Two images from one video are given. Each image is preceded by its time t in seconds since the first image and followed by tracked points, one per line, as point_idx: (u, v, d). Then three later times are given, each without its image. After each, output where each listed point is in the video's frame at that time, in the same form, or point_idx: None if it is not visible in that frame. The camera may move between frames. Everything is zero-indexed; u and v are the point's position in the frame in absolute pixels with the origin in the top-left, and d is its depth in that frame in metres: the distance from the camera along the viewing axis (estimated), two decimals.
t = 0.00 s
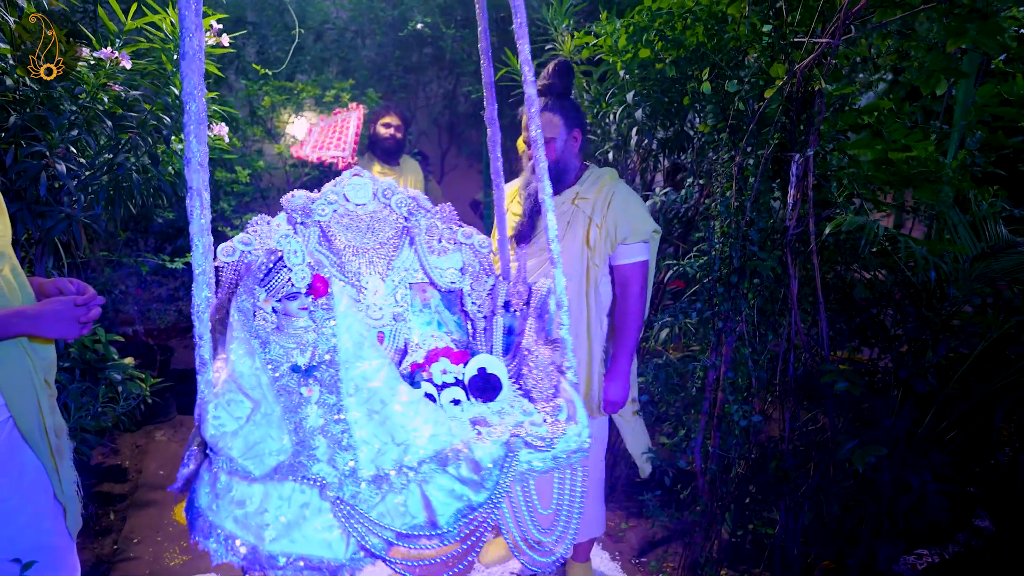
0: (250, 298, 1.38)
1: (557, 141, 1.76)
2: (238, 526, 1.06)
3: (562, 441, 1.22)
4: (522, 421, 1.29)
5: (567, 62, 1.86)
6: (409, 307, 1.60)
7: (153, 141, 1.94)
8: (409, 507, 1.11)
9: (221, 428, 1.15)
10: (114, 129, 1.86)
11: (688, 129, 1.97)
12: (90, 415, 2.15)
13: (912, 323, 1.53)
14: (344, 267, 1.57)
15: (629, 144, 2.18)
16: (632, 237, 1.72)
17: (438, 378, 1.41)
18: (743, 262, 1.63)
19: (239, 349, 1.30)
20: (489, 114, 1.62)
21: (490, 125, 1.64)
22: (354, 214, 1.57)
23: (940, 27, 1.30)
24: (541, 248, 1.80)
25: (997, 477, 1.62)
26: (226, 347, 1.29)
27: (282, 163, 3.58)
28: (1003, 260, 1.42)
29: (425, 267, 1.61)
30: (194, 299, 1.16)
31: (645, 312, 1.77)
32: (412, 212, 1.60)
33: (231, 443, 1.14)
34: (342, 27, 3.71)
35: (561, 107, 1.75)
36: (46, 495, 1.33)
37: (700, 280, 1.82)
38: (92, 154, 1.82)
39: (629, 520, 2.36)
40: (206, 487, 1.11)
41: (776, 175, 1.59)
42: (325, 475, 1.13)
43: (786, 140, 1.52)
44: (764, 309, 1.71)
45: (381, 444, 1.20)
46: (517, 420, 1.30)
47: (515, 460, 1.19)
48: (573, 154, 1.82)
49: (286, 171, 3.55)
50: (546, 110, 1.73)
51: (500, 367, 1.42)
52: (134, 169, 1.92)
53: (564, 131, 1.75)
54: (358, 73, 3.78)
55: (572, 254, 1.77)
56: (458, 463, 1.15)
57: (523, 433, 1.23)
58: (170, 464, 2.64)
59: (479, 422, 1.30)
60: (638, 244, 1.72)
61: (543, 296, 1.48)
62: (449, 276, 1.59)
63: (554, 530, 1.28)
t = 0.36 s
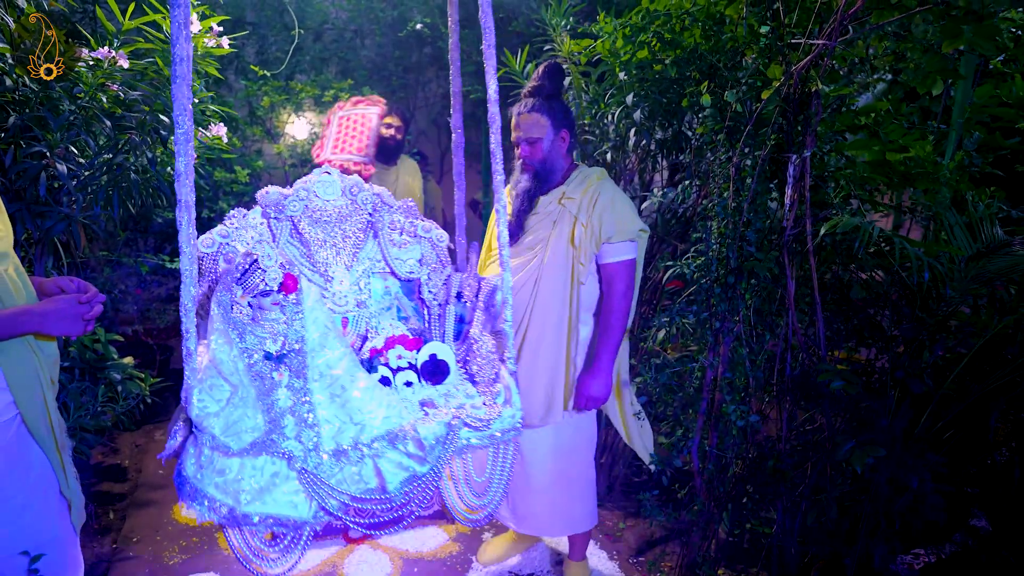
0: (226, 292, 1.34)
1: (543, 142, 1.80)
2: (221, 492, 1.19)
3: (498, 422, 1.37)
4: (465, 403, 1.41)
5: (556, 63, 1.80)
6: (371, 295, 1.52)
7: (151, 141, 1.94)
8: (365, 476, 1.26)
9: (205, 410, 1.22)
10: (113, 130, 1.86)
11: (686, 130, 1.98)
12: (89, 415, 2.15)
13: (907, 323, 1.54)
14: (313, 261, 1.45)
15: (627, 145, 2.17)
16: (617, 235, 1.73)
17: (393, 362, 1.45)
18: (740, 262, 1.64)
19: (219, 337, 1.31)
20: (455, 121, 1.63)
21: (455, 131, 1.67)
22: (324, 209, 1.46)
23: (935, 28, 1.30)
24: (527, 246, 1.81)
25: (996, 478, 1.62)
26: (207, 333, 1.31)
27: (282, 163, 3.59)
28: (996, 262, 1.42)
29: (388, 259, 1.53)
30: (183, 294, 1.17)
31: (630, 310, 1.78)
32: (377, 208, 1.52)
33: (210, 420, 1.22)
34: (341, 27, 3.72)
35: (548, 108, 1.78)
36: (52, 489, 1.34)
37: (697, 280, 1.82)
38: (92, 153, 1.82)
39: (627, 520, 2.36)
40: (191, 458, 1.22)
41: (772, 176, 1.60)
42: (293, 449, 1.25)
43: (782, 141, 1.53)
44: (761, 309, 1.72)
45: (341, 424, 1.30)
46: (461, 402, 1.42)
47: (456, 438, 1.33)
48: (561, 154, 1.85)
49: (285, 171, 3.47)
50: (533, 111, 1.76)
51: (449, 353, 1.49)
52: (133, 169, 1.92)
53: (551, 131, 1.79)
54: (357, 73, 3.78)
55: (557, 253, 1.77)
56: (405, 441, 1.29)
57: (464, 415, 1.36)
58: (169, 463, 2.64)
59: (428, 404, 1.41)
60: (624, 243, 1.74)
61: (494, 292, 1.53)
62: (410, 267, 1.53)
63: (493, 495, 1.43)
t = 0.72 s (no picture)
0: (203, 272, 1.51)
1: (527, 138, 1.80)
2: (202, 449, 1.42)
3: (446, 392, 1.64)
4: (417, 373, 1.67)
5: (543, 60, 1.79)
6: (336, 271, 1.76)
7: (145, 137, 1.93)
8: (328, 437, 1.51)
9: (188, 382, 1.40)
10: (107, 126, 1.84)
11: (683, 126, 1.97)
12: (83, 412, 2.15)
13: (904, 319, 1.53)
14: (284, 238, 1.68)
15: (624, 141, 2.15)
16: (602, 230, 1.73)
17: (354, 335, 1.70)
18: (736, 258, 1.63)
19: (197, 315, 1.47)
20: (423, 113, 1.75)
21: (424, 122, 1.78)
22: (293, 191, 1.70)
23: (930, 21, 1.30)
24: (513, 240, 1.81)
25: (992, 473, 1.62)
26: (186, 310, 1.47)
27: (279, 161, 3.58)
28: (989, 261, 1.41)
29: (353, 238, 1.77)
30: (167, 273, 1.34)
31: (616, 304, 1.78)
32: (343, 190, 1.77)
33: (190, 391, 1.40)
34: (339, 25, 3.71)
35: (533, 105, 1.78)
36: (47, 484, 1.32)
37: (692, 277, 1.79)
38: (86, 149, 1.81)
39: (623, 518, 2.35)
40: (174, 422, 1.41)
41: (769, 170, 1.60)
42: (265, 414, 1.47)
43: (778, 136, 1.53)
44: (757, 304, 1.71)
45: (307, 392, 1.52)
46: (414, 372, 1.68)
47: (407, 405, 1.61)
48: (545, 150, 1.84)
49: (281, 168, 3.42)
50: (517, 107, 1.78)
51: (407, 328, 1.74)
52: (127, 165, 1.91)
53: (535, 127, 1.79)
54: (355, 71, 3.77)
55: (542, 248, 1.76)
56: (364, 409, 1.54)
57: (416, 385, 1.63)
58: (165, 462, 2.64)
59: (384, 374, 1.66)
60: (610, 237, 1.74)
61: (447, 272, 1.74)
62: (373, 245, 1.77)
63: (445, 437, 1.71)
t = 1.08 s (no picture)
0: (183, 252, 1.48)
1: (509, 133, 1.80)
2: (184, 412, 1.51)
3: (407, 362, 1.70)
4: (383, 343, 1.70)
5: (530, 56, 1.78)
6: (307, 245, 1.62)
7: (137, 132, 1.91)
8: (298, 402, 1.60)
9: (171, 354, 1.47)
10: (97, 121, 1.84)
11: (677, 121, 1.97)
12: (74, 409, 2.13)
13: (899, 314, 1.51)
14: (257, 215, 1.56)
15: (619, 137, 2.14)
16: (586, 225, 1.73)
17: (325, 308, 1.64)
18: (731, 253, 1.62)
19: (177, 289, 1.48)
20: (396, 100, 1.72)
21: (396, 111, 1.74)
22: (265, 168, 1.56)
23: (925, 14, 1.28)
24: (498, 236, 1.80)
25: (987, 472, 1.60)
26: (168, 285, 1.47)
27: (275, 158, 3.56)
28: (985, 255, 1.40)
29: (324, 213, 1.62)
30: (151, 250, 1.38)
31: (602, 299, 1.78)
32: (317, 170, 1.62)
33: (172, 356, 1.47)
34: (335, 22, 3.70)
35: (517, 100, 1.77)
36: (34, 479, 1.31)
37: (687, 272, 1.78)
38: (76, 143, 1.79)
39: (618, 515, 2.34)
40: (161, 385, 1.49)
41: (764, 165, 1.59)
42: (241, 380, 1.56)
43: (773, 130, 1.52)
44: (751, 301, 1.70)
45: (279, 361, 1.57)
46: (380, 342, 1.70)
47: (373, 372, 1.67)
48: (528, 146, 1.83)
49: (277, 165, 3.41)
50: (500, 103, 1.77)
51: (374, 301, 1.69)
52: (119, 161, 1.90)
53: (518, 123, 1.78)
54: (351, 68, 3.75)
55: (527, 243, 1.75)
56: (331, 378, 1.61)
57: (381, 355, 1.67)
58: (159, 460, 2.62)
59: (351, 344, 1.67)
60: (594, 232, 1.73)
61: (415, 249, 1.72)
62: (337, 216, 1.63)
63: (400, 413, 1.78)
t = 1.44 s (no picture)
0: (168, 237, 1.62)
1: (496, 134, 1.79)
2: (171, 390, 1.64)
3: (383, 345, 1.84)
4: (360, 326, 1.85)
5: (520, 56, 1.77)
6: (290, 229, 1.79)
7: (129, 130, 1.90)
8: (279, 380, 1.74)
9: (159, 335, 1.61)
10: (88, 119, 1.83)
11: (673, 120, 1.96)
12: (66, 410, 2.12)
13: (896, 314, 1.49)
14: (241, 199, 1.72)
15: (614, 135, 2.12)
16: (574, 226, 1.72)
17: (306, 291, 1.81)
18: (726, 252, 1.61)
19: (163, 273, 1.61)
20: (379, 92, 1.84)
21: (379, 102, 1.85)
22: (248, 156, 1.71)
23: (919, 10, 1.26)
24: (486, 237, 1.78)
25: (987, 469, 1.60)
26: (154, 269, 1.61)
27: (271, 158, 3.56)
28: (984, 253, 1.40)
29: (306, 198, 1.79)
30: (138, 241, 1.49)
31: (589, 299, 1.78)
32: (298, 156, 1.77)
33: (159, 338, 1.61)
34: (331, 21, 3.70)
35: (504, 102, 1.76)
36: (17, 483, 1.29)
37: (682, 271, 1.77)
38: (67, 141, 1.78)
39: (615, 516, 2.33)
40: (147, 366, 1.62)
41: (758, 163, 1.58)
42: (225, 360, 1.68)
43: (768, 128, 1.51)
44: (747, 300, 1.69)
45: (261, 342, 1.73)
46: (357, 325, 1.85)
47: (350, 354, 1.81)
48: (515, 148, 1.82)
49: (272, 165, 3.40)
50: (488, 104, 1.76)
51: (353, 285, 1.86)
52: (111, 160, 1.89)
53: (505, 124, 1.77)
54: (347, 67, 3.74)
55: (516, 244, 1.74)
56: (311, 358, 1.75)
57: (358, 337, 1.82)
58: (155, 460, 2.62)
59: (331, 325, 1.83)
60: (582, 233, 1.73)
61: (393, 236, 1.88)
62: (320, 204, 1.80)
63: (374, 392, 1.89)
